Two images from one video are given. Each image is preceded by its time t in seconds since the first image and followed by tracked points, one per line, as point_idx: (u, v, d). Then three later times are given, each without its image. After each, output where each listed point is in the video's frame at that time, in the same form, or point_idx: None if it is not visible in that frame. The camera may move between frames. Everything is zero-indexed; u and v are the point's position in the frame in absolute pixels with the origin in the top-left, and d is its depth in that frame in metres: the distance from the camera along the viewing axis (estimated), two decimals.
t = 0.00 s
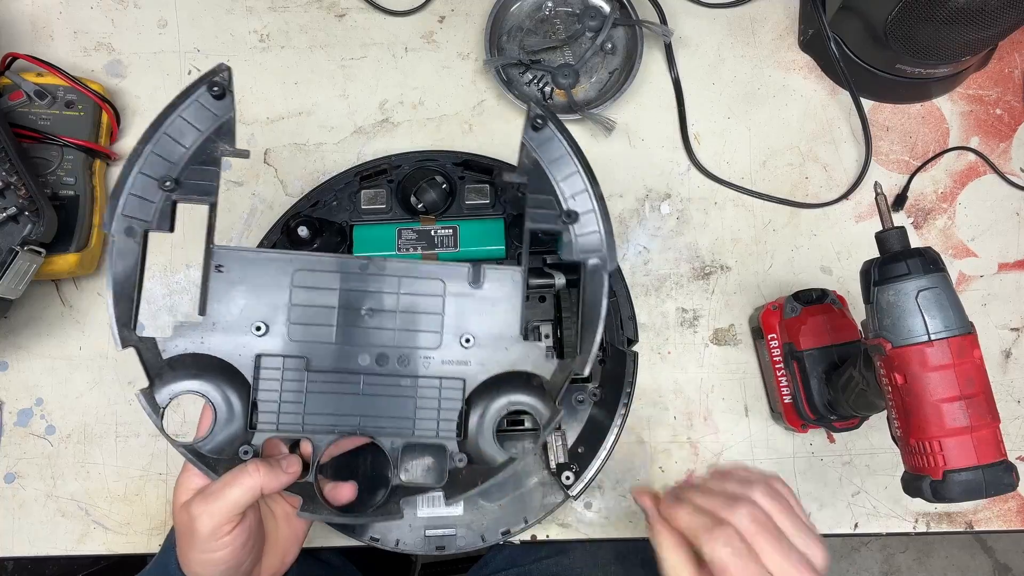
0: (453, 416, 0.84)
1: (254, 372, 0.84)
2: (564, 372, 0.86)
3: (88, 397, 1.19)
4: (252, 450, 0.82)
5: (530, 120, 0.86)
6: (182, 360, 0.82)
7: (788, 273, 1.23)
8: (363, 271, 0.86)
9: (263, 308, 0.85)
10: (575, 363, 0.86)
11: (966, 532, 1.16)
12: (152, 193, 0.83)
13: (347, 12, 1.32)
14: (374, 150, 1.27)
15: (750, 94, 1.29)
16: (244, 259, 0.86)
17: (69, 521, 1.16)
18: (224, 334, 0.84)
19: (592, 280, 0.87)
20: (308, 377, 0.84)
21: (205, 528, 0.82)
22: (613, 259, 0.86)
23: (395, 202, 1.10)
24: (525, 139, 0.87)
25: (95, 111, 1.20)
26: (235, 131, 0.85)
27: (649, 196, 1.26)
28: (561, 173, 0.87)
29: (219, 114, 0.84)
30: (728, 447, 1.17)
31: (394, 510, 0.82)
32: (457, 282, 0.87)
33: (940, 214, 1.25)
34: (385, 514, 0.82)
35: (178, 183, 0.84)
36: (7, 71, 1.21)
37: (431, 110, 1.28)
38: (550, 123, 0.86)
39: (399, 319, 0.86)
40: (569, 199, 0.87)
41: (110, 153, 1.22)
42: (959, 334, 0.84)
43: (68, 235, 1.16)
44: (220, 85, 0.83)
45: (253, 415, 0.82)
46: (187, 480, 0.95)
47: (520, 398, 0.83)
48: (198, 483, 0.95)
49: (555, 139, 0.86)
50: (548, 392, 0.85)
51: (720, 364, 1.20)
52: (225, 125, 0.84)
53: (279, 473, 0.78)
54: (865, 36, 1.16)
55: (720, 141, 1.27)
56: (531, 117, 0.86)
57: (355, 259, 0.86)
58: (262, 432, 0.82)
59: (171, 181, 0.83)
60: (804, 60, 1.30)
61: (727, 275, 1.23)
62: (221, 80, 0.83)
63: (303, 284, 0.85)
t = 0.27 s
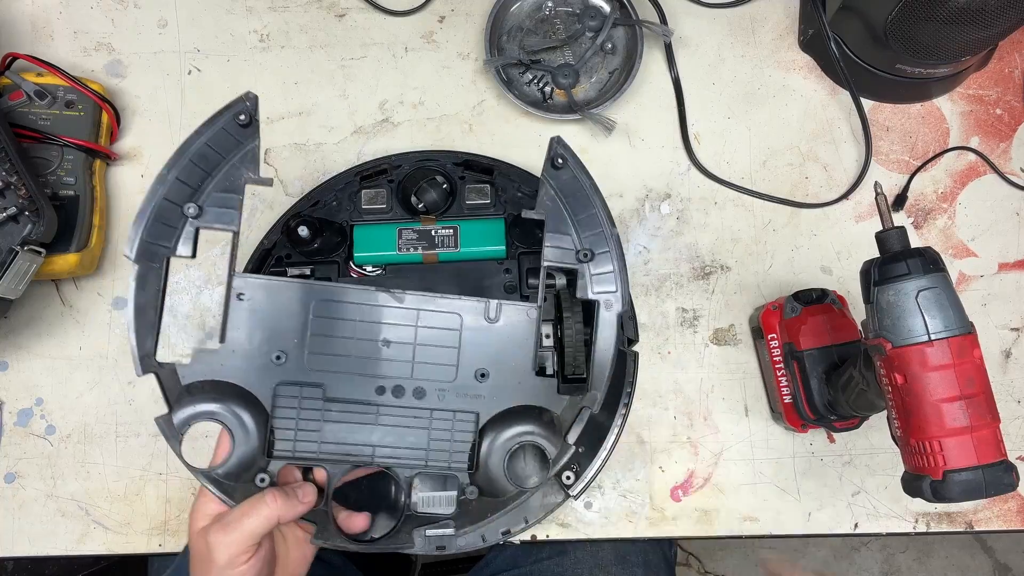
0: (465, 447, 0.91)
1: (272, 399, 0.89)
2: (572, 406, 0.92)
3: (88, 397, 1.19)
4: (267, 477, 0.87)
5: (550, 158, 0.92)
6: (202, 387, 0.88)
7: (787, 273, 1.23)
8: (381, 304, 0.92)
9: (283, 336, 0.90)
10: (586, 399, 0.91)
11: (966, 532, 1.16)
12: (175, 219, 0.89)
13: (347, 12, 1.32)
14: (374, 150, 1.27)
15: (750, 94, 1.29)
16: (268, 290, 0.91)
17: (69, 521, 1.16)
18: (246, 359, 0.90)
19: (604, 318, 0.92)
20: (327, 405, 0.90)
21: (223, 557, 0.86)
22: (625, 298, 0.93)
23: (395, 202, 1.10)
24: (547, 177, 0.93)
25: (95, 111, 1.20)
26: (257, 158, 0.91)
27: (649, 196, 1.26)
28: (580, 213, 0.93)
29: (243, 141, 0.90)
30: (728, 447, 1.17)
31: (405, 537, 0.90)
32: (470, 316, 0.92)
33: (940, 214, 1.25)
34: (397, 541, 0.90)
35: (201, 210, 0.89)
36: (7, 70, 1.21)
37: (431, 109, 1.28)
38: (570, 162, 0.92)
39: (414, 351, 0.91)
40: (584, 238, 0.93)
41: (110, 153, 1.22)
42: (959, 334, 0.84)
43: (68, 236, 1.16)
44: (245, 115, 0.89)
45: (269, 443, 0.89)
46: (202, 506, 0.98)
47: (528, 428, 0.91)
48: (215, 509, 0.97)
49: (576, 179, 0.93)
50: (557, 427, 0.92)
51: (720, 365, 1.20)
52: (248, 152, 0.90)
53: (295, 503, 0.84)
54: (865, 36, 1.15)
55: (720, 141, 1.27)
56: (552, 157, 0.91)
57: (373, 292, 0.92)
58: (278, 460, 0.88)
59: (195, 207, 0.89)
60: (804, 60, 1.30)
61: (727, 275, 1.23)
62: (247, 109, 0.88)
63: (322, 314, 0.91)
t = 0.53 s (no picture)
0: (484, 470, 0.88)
1: (289, 424, 0.87)
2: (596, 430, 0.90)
3: (88, 397, 1.19)
4: (286, 502, 0.85)
5: (565, 182, 0.94)
6: (218, 411, 0.86)
7: (788, 273, 1.23)
8: (395, 324, 0.91)
9: (298, 360, 0.89)
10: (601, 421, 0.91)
11: (966, 532, 1.16)
12: (193, 243, 0.90)
13: (347, 12, 1.32)
14: (374, 150, 1.27)
15: (750, 94, 1.29)
16: (285, 313, 0.91)
17: (69, 521, 1.16)
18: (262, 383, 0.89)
19: (619, 339, 0.92)
20: (342, 428, 0.88)
21: None
22: (640, 319, 0.93)
23: (395, 202, 1.10)
24: (561, 201, 0.95)
25: (95, 111, 1.20)
26: (275, 180, 0.92)
27: (649, 196, 1.26)
28: (594, 235, 0.95)
29: (261, 164, 0.91)
30: (728, 447, 1.17)
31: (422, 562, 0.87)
32: (488, 338, 0.91)
33: (940, 214, 1.25)
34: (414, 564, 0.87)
35: (220, 233, 0.91)
36: (7, 70, 1.21)
37: (431, 109, 1.28)
38: (583, 185, 0.94)
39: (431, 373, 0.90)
40: (599, 261, 0.95)
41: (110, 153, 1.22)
42: (959, 334, 0.84)
43: (68, 236, 1.16)
44: (264, 138, 0.90)
45: (286, 467, 0.86)
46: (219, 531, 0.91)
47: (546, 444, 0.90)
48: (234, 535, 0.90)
49: (589, 202, 0.95)
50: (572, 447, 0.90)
51: (720, 365, 1.20)
52: (266, 176, 0.92)
53: (314, 529, 0.81)
54: (864, 36, 1.15)
55: (720, 141, 1.27)
56: (566, 181, 0.93)
57: (389, 313, 0.91)
58: (296, 483, 0.86)
59: (214, 232, 0.90)
60: (804, 60, 1.30)
61: (727, 275, 1.23)
62: (265, 133, 0.90)
63: (338, 336, 0.90)
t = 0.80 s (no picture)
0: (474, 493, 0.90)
1: (282, 439, 0.89)
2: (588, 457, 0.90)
3: (88, 397, 1.19)
4: (276, 520, 0.88)
5: (570, 201, 1.02)
6: (211, 426, 0.88)
7: (787, 273, 1.23)
8: (391, 342, 0.91)
9: (294, 376, 0.90)
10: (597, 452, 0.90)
11: (966, 532, 1.16)
12: (186, 256, 0.96)
13: (347, 12, 1.32)
14: (374, 150, 1.27)
15: (750, 94, 1.29)
16: (282, 330, 0.91)
17: (69, 521, 1.16)
18: (257, 399, 0.89)
19: (619, 356, 1.00)
20: (336, 446, 0.89)
21: None
22: (639, 338, 1.00)
23: (395, 202, 1.10)
24: (565, 218, 1.02)
25: (95, 111, 1.20)
26: (269, 192, 0.99)
27: (649, 196, 1.26)
28: (596, 254, 1.02)
29: (258, 177, 0.98)
30: (728, 448, 1.17)
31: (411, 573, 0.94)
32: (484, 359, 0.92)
33: (940, 214, 1.25)
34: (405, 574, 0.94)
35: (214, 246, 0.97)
36: (7, 71, 1.21)
37: (431, 110, 1.28)
38: (588, 207, 1.02)
39: (426, 393, 0.91)
40: (600, 281, 1.02)
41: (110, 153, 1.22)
42: (959, 334, 0.84)
43: (68, 236, 1.16)
44: (262, 151, 0.97)
45: (278, 485, 0.88)
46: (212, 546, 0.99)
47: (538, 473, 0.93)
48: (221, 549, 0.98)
49: (592, 220, 1.02)
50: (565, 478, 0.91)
51: (720, 365, 1.20)
52: (260, 186, 0.98)
53: (303, 551, 0.85)
54: (864, 37, 1.15)
55: (720, 141, 1.27)
56: (569, 199, 1.02)
57: (386, 330, 0.92)
58: (285, 502, 0.88)
59: (208, 245, 0.96)
60: (804, 60, 1.30)
61: (727, 275, 1.23)
62: (263, 145, 0.97)
63: (335, 353, 0.91)
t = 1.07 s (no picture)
0: (487, 506, 0.90)
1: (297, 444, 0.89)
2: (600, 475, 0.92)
3: (88, 397, 1.19)
4: (287, 524, 0.89)
5: (599, 222, 1.00)
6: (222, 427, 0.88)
7: (788, 273, 1.23)
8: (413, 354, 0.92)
9: (312, 383, 0.91)
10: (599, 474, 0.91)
11: (966, 532, 1.16)
12: (217, 256, 0.97)
13: (347, 12, 1.32)
14: (374, 150, 1.27)
15: (750, 94, 1.29)
16: (304, 337, 0.92)
17: (69, 521, 1.16)
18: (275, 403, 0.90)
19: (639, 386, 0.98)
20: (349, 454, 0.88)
21: None
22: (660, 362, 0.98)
23: (395, 203, 1.10)
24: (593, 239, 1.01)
25: (95, 111, 1.20)
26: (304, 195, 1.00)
27: (649, 196, 1.26)
28: (624, 280, 1.00)
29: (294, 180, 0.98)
30: (728, 448, 1.17)
31: None
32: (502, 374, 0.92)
33: (940, 214, 1.25)
34: None
35: (245, 248, 0.98)
36: (7, 70, 1.21)
37: (431, 110, 1.28)
38: (616, 229, 0.99)
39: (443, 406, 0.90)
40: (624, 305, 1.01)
41: (111, 153, 1.22)
42: (959, 334, 0.84)
43: (68, 236, 1.16)
44: (300, 157, 0.96)
45: (292, 489, 0.88)
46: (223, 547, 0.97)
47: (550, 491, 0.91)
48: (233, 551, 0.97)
49: (620, 246, 1.00)
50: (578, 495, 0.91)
51: (720, 365, 1.20)
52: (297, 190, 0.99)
53: (314, 555, 0.85)
54: (864, 37, 1.15)
55: (720, 141, 1.27)
56: (599, 222, 1.00)
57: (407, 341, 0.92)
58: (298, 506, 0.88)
59: (239, 247, 0.97)
60: (804, 60, 1.30)
61: (727, 275, 1.23)
62: (300, 151, 0.96)
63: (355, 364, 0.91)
